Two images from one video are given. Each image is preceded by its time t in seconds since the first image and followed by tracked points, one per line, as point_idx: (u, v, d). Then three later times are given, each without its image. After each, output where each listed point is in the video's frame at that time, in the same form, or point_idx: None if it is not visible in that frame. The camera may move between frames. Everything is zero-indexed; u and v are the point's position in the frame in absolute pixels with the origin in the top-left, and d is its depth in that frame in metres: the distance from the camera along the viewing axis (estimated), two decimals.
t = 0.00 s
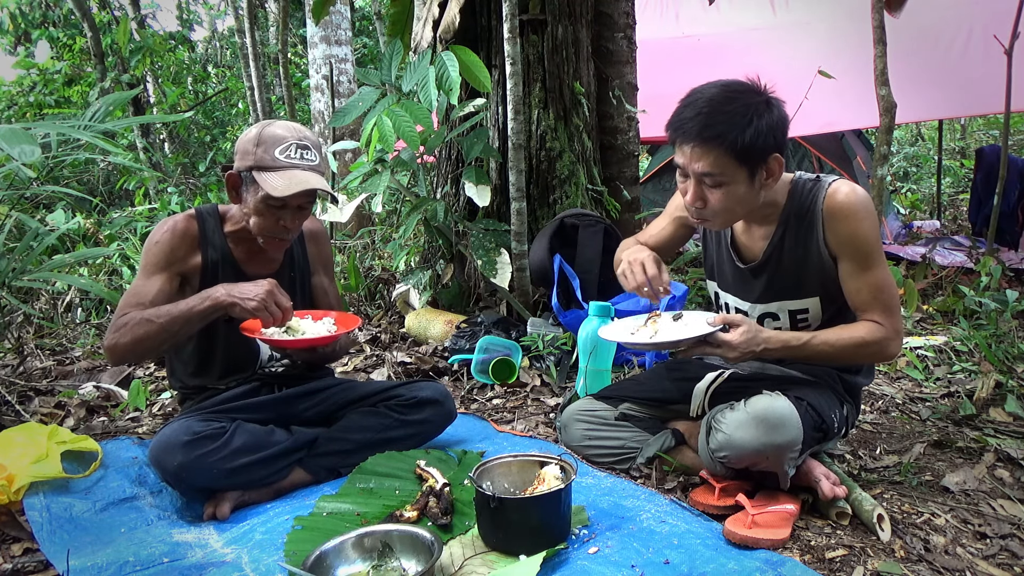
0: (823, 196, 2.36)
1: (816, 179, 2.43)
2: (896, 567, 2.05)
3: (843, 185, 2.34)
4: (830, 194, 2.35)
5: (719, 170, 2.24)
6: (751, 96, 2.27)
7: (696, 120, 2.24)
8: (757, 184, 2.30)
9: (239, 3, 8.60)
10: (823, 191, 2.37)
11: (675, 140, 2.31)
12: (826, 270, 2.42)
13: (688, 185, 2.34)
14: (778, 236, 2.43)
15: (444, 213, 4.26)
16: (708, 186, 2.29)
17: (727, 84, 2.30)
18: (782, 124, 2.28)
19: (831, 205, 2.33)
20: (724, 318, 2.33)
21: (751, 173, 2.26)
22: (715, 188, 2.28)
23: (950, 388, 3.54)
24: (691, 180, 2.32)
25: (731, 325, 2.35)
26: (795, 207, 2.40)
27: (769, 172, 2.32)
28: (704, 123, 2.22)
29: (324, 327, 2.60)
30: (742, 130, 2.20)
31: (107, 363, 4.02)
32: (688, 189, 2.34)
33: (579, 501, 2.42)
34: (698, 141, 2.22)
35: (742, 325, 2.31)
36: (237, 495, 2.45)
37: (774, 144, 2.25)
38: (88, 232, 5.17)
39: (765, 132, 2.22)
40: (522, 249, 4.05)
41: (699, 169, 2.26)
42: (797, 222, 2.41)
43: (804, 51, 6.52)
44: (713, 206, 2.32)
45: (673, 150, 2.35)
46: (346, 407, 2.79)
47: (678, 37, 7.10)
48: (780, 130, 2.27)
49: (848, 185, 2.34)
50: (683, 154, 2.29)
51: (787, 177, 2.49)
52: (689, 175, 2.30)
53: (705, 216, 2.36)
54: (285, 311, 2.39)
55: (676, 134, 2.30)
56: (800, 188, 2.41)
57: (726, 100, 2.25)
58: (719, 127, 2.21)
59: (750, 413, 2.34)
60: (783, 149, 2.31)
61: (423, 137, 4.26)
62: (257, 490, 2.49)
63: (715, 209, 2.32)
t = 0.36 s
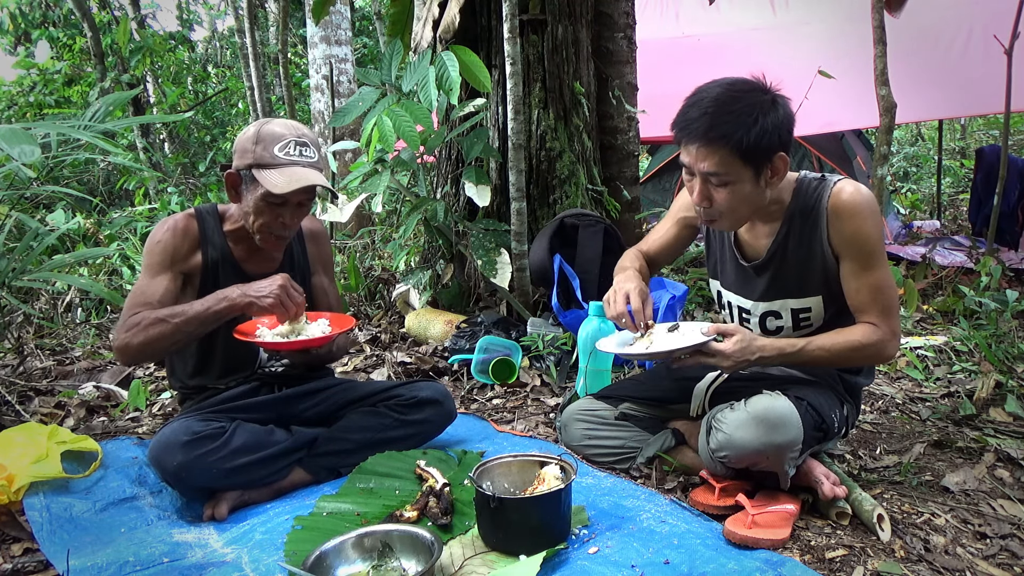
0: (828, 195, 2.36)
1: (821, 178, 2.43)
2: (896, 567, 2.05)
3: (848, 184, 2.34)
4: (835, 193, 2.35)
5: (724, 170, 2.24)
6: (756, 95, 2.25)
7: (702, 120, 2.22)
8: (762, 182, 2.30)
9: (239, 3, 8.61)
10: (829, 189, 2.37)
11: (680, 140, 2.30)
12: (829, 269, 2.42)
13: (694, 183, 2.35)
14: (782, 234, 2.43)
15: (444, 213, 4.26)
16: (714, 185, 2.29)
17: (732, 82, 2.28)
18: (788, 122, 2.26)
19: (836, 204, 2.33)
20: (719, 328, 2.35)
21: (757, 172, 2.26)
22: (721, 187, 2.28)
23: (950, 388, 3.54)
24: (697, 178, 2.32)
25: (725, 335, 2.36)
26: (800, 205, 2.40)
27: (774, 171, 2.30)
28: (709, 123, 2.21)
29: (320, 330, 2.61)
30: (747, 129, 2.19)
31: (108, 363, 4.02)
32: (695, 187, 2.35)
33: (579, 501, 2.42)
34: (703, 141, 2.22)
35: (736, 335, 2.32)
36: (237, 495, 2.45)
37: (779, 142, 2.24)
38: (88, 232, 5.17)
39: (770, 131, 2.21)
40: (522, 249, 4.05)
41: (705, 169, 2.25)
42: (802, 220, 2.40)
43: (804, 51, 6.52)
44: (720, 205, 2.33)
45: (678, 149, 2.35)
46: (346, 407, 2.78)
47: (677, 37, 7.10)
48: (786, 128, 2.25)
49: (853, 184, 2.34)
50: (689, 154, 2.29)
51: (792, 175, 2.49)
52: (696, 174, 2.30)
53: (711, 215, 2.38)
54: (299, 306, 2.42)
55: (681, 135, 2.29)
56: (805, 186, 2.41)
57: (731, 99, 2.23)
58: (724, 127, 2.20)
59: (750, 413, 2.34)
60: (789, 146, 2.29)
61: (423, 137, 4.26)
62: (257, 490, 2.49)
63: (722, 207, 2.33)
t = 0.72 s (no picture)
0: (828, 195, 2.36)
1: (822, 178, 2.43)
2: (896, 567, 2.05)
3: (848, 184, 2.34)
4: (835, 193, 2.35)
5: (724, 174, 2.24)
6: (754, 97, 2.25)
7: (700, 124, 2.22)
8: (762, 183, 2.30)
9: (239, 4, 8.61)
10: (829, 190, 2.37)
11: (679, 143, 2.30)
12: (830, 270, 2.42)
13: (694, 186, 2.34)
14: (783, 234, 2.43)
15: (444, 213, 4.26)
16: (714, 189, 2.29)
17: (729, 86, 2.28)
18: (786, 124, 2.26)
19: (836, 204, 2.33)
20: (718, 329, 2.35)
21: (757, 173, 2.26)
22: (722, 190, 2.28)
23: (950, 388, 3.53)
24: (697, 182, 2.32)
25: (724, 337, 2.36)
26: (800, 205, 2.41)
27: (773, 172, 2.30)
28: (708, 128, 2.20)
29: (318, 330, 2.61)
30: (746, 132, 2.19)
31: (108, 363, 4.01)
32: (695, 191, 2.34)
33: (579, 501, 2.42)
34: (701, 146, 2.22)
35: (735, 336, 2.32)
36: (237, 495, 2.45)
37: (778, 143, 2.24)
38: (88, 232, 5.17)
39: (768, 133, 2.21)
40: (522, 249, 4.05)
41: (705, 173, 2.26)
42: (803, 221, 2.40)
43: (803, 51, 6.52)
44: (721, 208, 2.33)
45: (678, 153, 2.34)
46: (346, 407, 2.78)
47: (677, 37, 7.10)
48: (784, 130, 2.25)
49: (854, 184, 2.34)
50: (688, 158, 2.29)
51: (793, 175, 2.49)
52: (695, 179, 2.30)
53: (711, 217, 2.38)
54: (312, 313, 2.40)
55: (679, 139, 2.29)
56: (806, 186, 2.41)
57: (728, 103, 2.23)
58: (722, 132, 2.20)
59: (750, 413, 2.34)
60: (789, 147, 2.29)
61: (423, 137, 4.26)
62: (257, 490, 2.49)
63: (723, 210, 2.33)
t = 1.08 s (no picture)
0: (828, 195, 2.36)
1: (822, 178, 2.43)
2: (896, 567, 2.05)
3: (848, 185, 2.34)
4: (835, 194, 2.35)
5: (720, 169, 2.24)
6: (753, 95, 2.24)
7: (698, 117, 2.23)
8: (757, 182, 2.30)
9: (239, 4, 8.61)
10: (829, 190, 2.36)
11: (677, 137, 2.31)
12: (830, 269, 2.41)
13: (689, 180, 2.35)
14: (783, 234, 2.43)
15: (444, 213, 4.26)
16: (709, 184, 2.29)
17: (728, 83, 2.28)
18: (785, 122, 2.26)
19: (837, 205, 2.33)
20: (721, 334, 2.36)
21: (752, 171, 2.27)
22: (716, 185, 2.28)
23: (950, 388, 3.53)
24: (692, 176, 2.32)
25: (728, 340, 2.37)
26: (800, 206, 2.41)
27: (769, 171, 2.31)
28: (704, 121, 2.22)
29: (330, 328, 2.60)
30: (740, 128, 2.20)
31: (108, 364, 4.01)
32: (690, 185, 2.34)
33: (579, 500, 2.42)
34: (698, 139, 2.23)
35: (738, 339, 2.32)
36: (237, 495, 2.45)
37: (774, 143, 2.24)
38: (88, 232, 5.18)
39: (764, 131, 2.21)
40: (522, 249, 4.05)
41: (700, 166, 2.26)
42: (803, 221, 2.41)
43: (803, 51, 6.52)
44: (716, 204, 2.33)
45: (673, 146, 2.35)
46: (345, 407, 2.78)
47: (677, 37, 7.10)
48: (782, 128, 2.25)
49: (853, 184, 2.33)
50: (684, 151, 2.30)
51: (792, 174, 2.49)
52: (691, 172, 2.30)
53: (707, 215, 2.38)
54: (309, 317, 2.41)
55: (678, 132, 2.30)
56: (805, 186, 2.41)
57: (726, 97, 2.24)
58: (719, 126, 2.21)
59: (750, 413, 2.34)
60: (786, 147, 2.30)
61: (423, 137, 4.26)
62: (257, 490, 2.50)
63: (717, 206, 2.33)
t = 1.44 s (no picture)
0: (746, 205, 2.38)
1: (737, 190, 2.44)
2: (896, 567, 2.05)
3: (768, 191, 2.37)
4: (753, 202, 2.38)
5: (637, 186, 2.23)
6: (669, 114, 2.27)
7: (616, 137, 2.24)
8: (677, 201, 2.29)
9: (239, 3, 8.61)
10: (746, 200, 2.39)
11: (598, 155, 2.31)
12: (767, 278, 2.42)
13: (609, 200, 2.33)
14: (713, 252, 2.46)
15: (444, 213, 4.26)
16: (627, 203, 2.28)
17: (648, 102, 2.30)
18: (701, 142, 2.27)
19: (755, 212, 2.36)
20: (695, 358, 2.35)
21: (669, 189, 2.25)
22: (634, 203, 2.27)
23: (950, 388, 3.53)
24: (612, 195, 2.31)
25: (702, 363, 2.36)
26: (722, 220, 2.42)
27: (689, 190, 2.31)
28: (623, 140, 2.22)
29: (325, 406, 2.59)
30: (658, 146, 2.21)
31: (108, 363, 4.00)
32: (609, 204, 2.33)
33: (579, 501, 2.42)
34: (615, 155, 2.24)
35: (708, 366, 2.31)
36: (240, 498, 2.46)
37: (691, 161, 2.25)
38: (88, 232, 5.18)
39: (680, 148, 2.22)
40: (522, 249, 3.97)
41: (618, 184, 2.25)
42: (727, 235, 2.42)
43: (803, 51, 6.51)
44: (634, 223, 2.30)
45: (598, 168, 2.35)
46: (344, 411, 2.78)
47: (677, 37, 7.08)
48: (697, 147, 2.26)
49: (773, 190, 2.36)
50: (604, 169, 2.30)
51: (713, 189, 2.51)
52: (610, 191, 2.29)
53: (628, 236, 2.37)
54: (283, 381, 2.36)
55: (598, 150, 2.30)
56: (717, 203, 2.43)
57: (643, 117, 2.25)
58: (634, 143, 2.21)
59: (740, 417, 2.33)
60: (704, 165, 2.31)
61: (423, 137, 4.27)
62: (260, 493, 2.50)
63: (637, 225, 2.30)
